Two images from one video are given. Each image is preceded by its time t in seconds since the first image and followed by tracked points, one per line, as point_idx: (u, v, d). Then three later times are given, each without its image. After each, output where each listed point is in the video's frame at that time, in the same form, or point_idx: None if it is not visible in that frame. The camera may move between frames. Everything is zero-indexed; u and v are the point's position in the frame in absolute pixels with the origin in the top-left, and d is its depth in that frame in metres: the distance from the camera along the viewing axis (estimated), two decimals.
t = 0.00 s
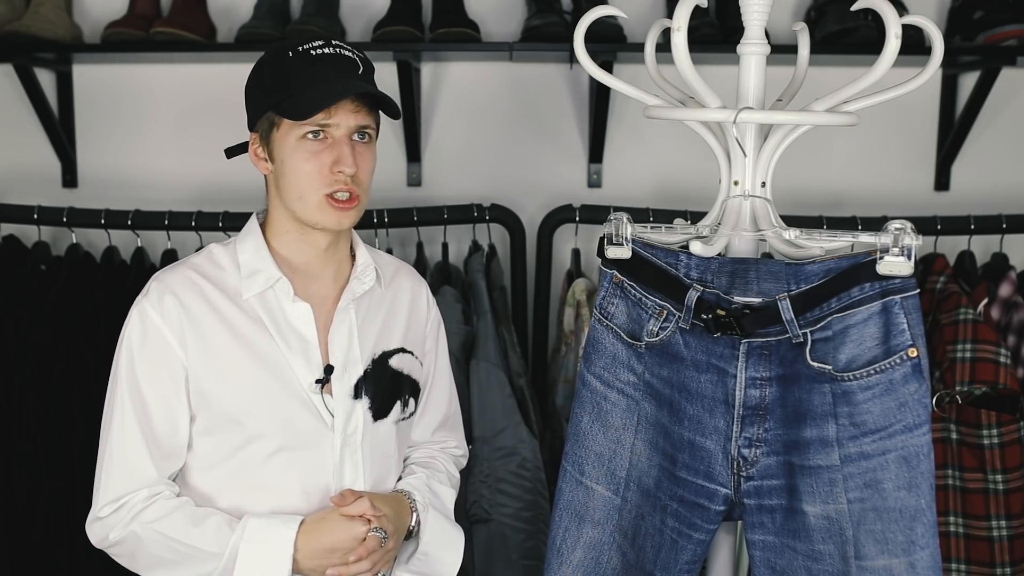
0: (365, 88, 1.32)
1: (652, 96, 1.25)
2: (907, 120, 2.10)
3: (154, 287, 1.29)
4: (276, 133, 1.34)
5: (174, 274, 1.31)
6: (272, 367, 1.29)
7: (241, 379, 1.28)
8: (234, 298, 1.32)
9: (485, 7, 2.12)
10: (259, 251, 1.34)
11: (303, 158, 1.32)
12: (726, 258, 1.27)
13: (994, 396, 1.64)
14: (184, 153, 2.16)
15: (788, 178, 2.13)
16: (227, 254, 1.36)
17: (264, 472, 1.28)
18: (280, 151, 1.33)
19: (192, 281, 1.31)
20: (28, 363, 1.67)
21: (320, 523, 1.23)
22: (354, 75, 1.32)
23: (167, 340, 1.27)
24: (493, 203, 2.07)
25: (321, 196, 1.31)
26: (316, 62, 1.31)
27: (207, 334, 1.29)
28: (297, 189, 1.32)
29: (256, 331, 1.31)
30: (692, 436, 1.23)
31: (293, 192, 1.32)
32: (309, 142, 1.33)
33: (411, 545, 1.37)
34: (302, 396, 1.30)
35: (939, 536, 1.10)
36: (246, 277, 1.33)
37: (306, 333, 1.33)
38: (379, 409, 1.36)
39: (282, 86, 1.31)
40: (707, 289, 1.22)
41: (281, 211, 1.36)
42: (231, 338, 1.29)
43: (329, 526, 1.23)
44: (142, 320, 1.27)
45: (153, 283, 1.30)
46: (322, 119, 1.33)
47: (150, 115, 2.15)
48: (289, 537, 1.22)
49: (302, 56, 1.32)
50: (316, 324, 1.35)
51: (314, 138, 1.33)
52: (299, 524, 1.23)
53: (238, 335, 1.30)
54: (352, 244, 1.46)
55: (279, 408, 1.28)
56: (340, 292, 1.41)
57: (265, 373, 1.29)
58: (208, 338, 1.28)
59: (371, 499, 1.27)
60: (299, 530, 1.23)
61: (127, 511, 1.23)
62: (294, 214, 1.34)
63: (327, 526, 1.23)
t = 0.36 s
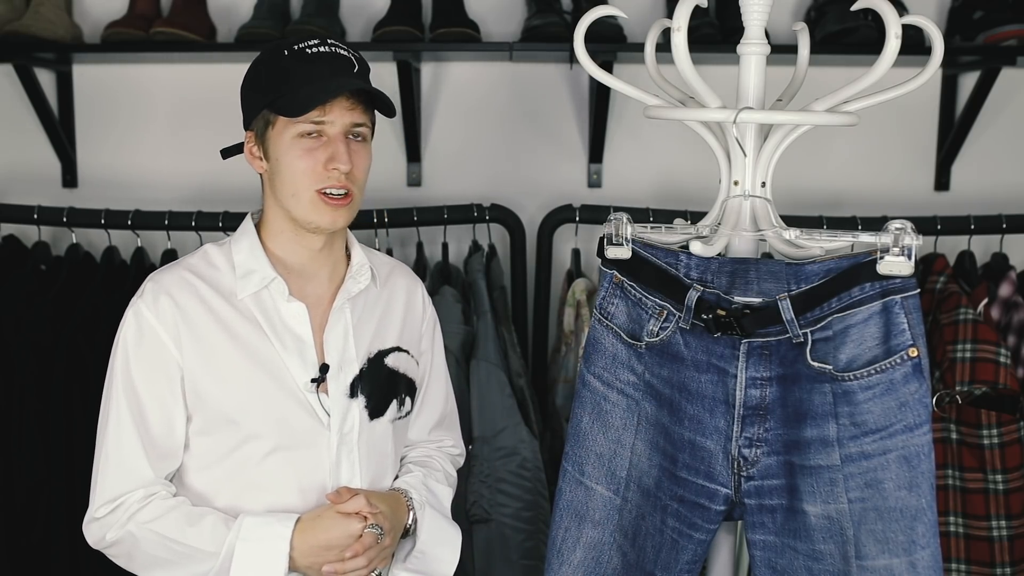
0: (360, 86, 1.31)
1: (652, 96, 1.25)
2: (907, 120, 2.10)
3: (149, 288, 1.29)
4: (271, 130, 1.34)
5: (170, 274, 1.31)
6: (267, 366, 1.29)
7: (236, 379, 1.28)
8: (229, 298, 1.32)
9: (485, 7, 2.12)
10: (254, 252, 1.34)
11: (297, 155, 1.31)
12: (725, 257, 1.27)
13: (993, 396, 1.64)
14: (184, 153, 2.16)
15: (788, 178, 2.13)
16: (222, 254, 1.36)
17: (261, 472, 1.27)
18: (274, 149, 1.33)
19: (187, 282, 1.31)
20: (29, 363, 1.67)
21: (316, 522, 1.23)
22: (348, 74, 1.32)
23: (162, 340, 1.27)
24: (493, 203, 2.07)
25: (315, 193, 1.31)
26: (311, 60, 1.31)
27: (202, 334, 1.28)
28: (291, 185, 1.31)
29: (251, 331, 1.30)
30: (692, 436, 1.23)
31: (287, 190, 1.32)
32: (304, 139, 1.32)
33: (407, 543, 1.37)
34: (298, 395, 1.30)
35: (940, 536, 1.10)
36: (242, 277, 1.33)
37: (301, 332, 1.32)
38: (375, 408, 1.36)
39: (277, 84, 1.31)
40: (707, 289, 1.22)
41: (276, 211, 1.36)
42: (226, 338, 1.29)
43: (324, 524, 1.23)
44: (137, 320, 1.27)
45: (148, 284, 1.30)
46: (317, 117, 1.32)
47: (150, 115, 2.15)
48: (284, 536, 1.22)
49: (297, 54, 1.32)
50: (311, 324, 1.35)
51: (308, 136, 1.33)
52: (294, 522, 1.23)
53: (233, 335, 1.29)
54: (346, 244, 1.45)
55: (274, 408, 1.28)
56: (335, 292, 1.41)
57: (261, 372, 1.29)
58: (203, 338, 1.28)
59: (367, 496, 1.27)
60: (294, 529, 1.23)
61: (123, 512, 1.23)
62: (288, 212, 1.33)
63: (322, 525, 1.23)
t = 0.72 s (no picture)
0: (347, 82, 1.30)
1: (652, 96, 1.25)
2: (907, 120, 2.10)
3: (145, 288, 1.29)
4: (261, 129, 1.34)
5: (165, 274, 1.31)
6: (262, 366, 1.29)
7: (232, 379, 1.28)
8: (224, 298, 1.32)
9: (485, 7, 2.12)
10: (250, 251, 1.34)
11: (284, 152, 1.32)
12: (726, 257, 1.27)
13: (993, 396, 1.64)
14: (185, 153, 2.16)
15: (788, 178, 2.13)
16: (218, 254, 1.36)
17: (257, 472, 1.28)
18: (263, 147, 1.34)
19: (183, 282, 1.31)
20: (29, 363, 1.67)
21: (311, 521, 1.23)
22: (336, 70, 1.31)
23: (158, 340, 1.27)
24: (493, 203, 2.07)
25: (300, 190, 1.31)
26: (299, 58, 1.31)
27: (198, 334, 1.28)
28: (277, 183, 1.32)
29: (246, 330, 1.30)
30: (692, 436, 1.23)
31: (274, 188, 1.32)
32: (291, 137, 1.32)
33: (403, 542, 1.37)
34: (293, 395, 1.30)
35: (940, 536, 1.10)
36: (237, 276, 1.33)
37: (297, 331, 1.32)
38: (372, 407, 1.36)
39: (265, 82, 1.31)
40: (707, 289, 1.22)
41: (268, 210, 1.37)
42: (222, 337, 1.29)
43: (320, 522, 1.23)
44: (133, 320, 1.27)
45: (144, 284, 1.30)
46: (303, 114, 1.32)
47: (150, 115, 2.15)
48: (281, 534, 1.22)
49: (287, 52, 1.32)
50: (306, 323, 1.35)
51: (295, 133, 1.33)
52: (290, 522, 1.23)
53: (229, 335, 1.29)
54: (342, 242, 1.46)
55: (270, 407, 1.28)
56: (330, 292, 1.41)
57: (256, 372, 1.29)
58: (199, 338, 1.28)
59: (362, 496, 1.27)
60: (290, 528, 1.23)
61: (119, 512, 1.23)
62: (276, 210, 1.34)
63: (317, 522, 1.23)
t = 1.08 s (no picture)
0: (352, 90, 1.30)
1: (652, 96, 1.25)
2: (907, 120, 2.10)
3: (150, 281, 1.29)
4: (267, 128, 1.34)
5: (172, 268, 1.31)
6: (265, 358, 1.29)
7: (236, 372, 1.27)
8: (229, 292, 1.32)
9: (485, 7, 2.12)
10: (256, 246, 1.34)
11: (285, 153, 1.31)
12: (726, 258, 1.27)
13: (994, 396, 1.64)
14: (185, 153, 2.15)
15: (788, 178, 2.13)
16: (224, 250, 1.36)
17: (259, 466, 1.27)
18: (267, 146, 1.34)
19: (189, 275, 1.31)
20: (29, 364, 1.67)
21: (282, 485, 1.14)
22: (342, 77, 1.31)
23: (162, 333, 1.26)
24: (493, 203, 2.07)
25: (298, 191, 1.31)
26: (306, 61, 1.31)
27: (202, 327, 1.28)
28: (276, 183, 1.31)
29: (251, 324, 1.30)
30: (692, 436, 1.23)
31: (273, 187, 1.32)
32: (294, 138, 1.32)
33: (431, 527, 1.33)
34: (296, 389, 1.29)
35: (939, 536, 1.10)
36: (242, 271, 1.33)
37: (300, 325, 1.32)
38: (375, 403, 1.35)
39: (271, 83, 1.32)
40: (707, 289, 1.22)
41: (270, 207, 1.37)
42: (226, 331, 1.28)
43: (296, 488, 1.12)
44: (139, 313, 1.26)
45: (150, 277, 1.30)
46: (305, 117, 1.32)
47: (150, 115, 2.15)
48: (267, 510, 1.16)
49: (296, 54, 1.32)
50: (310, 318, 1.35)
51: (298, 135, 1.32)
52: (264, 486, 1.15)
53: (233, 329, 1.29)
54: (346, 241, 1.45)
55: (273, 401, 1.28)
56: (333, 290, 1.41)
57: (259, 366, 1.28)
58: (203, 331, 1.28)
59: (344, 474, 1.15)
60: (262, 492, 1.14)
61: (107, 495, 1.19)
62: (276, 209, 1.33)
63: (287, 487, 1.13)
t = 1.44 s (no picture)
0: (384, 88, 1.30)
1: (652, 96, 1.25)
2: (907, 120, 2.10)
3: (173, 279, 1.28)
4: (296, 127, 1.35)
5: (194, 266, 1.31)
6: (289, 359, 1.29)
7: (258, 372, 1.27)
8: (252, 292, 1.32)
9: (485, 7, 2.12)
10: (278, 246, 1.34)
11: (315, 151, 1.32)
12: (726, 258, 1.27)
13: (993, 396, 1.64)
14: (185, 152, 2.15)
15: (788, 178, 2.13)
16: (246, 250, 1.37)
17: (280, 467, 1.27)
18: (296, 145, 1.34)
19: (211, 273, 1.31)
20: (29, 363, 1.67)
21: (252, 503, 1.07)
22: (373, 75, 1.31)
23: (185, 331, 1.26)
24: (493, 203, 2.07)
25: (328, 190, 1.31)
26: (337, 59, 1.31)
27: (225, 327, 1.28)
28: (306, 182, 1.32)
29: (275, 325, 1.30)
30: (692, 436, 1.23)
31: (302, 185, 1.32)
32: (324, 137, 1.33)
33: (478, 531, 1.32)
34: (320, 391, 1.29)
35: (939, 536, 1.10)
36: (265, 271, 1.33)
37: (324, 326, 1.32)
38: (395, 405, 1.36)
39: (303, 81, 1.31)
40: (707, 289, 1.22)
41: (295, 206, 1.37)
42: (248, 330, 1.28)
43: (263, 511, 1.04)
44: (161, 311, 1.25)
45: (171, 275, 1.29)
46: (336, 115, 1.33)
47: (150, 115, 2.15)
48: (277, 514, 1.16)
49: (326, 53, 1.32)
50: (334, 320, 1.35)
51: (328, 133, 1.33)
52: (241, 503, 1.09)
53: (257, 329, 1.29)
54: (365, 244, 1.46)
55: (296, 402, 1.28)
56: (356, 292, 1.41)
57: (282, 366, 1.28)
58: (226, 330, 1.28)
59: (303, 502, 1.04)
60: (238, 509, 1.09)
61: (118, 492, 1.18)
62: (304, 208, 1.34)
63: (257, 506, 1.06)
